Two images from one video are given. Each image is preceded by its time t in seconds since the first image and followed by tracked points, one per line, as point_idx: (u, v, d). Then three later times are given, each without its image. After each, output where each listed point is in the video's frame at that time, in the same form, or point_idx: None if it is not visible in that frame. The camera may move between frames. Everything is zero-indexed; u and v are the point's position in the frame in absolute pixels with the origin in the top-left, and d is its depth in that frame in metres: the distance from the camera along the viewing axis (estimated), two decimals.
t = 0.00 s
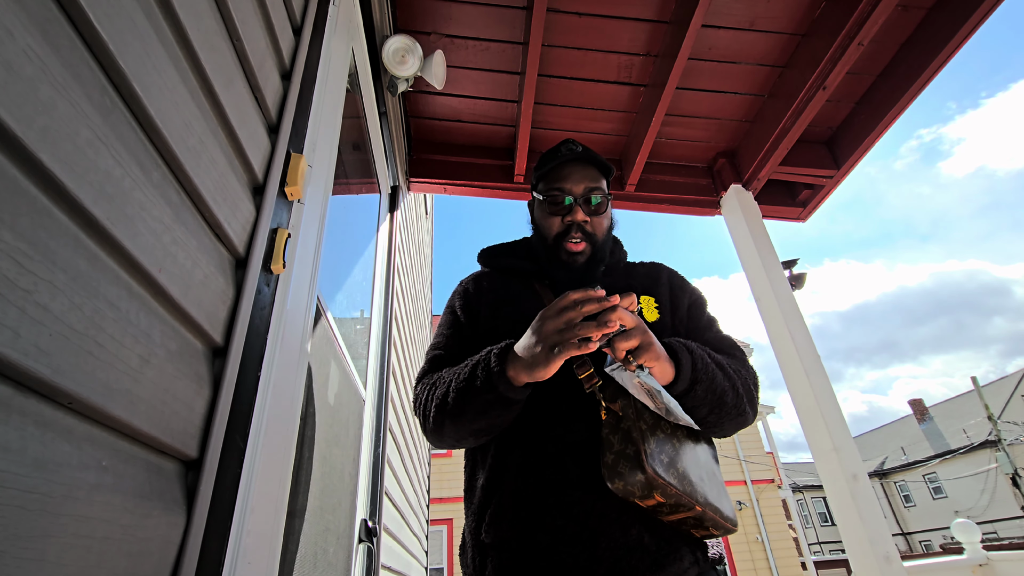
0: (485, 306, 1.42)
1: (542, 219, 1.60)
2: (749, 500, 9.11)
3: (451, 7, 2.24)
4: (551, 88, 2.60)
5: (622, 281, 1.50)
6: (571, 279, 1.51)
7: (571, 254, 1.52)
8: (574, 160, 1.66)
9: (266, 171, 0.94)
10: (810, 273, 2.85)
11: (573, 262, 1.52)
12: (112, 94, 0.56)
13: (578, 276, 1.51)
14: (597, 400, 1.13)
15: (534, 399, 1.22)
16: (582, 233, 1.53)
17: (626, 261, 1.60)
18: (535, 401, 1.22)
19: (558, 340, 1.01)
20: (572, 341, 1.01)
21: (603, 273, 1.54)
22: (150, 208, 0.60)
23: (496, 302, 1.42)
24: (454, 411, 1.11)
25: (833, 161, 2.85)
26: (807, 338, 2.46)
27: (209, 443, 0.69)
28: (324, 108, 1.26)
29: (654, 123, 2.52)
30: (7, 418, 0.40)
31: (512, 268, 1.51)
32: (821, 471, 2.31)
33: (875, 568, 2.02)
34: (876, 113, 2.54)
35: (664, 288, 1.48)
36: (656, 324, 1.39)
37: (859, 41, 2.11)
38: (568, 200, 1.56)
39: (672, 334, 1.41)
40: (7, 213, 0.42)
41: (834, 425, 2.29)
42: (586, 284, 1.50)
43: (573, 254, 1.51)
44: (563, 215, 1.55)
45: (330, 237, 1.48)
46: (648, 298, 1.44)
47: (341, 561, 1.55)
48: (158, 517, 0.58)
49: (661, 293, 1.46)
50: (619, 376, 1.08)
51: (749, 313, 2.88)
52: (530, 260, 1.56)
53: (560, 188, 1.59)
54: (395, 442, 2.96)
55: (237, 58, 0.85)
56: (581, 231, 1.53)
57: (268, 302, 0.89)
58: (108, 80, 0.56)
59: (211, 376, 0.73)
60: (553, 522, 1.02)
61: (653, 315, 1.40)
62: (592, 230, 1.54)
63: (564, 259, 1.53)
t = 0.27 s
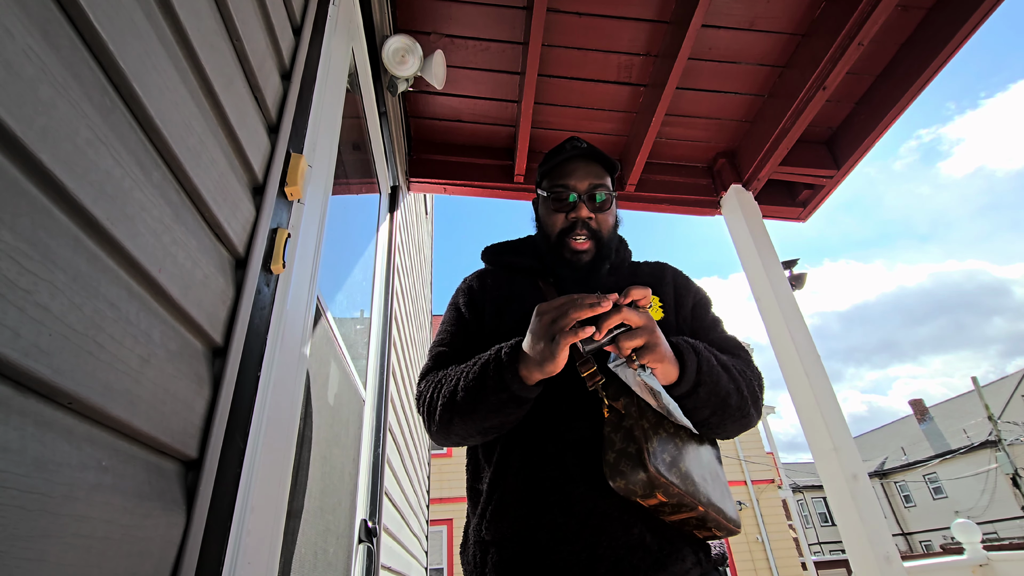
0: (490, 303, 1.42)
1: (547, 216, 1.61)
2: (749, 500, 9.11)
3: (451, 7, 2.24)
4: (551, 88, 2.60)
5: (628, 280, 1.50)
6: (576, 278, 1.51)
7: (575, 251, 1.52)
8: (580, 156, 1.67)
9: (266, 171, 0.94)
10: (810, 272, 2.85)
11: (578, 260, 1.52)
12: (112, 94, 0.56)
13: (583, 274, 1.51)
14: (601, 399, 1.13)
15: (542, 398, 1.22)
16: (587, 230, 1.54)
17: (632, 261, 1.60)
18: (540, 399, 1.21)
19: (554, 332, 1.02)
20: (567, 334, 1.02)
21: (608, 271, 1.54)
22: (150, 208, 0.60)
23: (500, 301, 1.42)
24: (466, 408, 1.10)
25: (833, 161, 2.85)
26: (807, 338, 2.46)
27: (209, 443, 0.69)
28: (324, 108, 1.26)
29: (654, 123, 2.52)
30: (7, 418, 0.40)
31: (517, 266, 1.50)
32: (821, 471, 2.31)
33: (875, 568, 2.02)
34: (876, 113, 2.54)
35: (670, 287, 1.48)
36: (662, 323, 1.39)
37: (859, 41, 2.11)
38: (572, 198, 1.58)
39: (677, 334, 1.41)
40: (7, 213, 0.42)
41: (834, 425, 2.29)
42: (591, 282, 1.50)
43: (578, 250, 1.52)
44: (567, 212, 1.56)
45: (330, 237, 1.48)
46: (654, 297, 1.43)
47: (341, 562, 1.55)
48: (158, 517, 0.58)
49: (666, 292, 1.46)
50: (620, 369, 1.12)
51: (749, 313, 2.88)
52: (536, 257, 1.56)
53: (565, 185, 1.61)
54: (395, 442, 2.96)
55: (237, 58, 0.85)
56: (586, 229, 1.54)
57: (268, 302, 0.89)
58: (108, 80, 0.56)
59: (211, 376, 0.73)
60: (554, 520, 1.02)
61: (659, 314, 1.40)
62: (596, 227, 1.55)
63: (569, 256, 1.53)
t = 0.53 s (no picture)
0: (491, 303, 1.41)
1: (551, 213, 1.60)
2: (749, 500, 9.12)
3: (451, 7, 2.24)
4: (551, 88, 2.60)
5: (630, 279, 1.50)
6: (579, 276, 1.51)
7: (579, 247, 1.53)
8: (585, 154, 1.65)
9: (266, 171, 0.94)
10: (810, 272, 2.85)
11: (581, 255, 1.52)
12: (112, 94, 0.56)
13: (586, 272, 1.51)
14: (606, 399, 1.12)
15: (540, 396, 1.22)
16: (591, 228, 1.53)
17: (634, 259, 1.60)
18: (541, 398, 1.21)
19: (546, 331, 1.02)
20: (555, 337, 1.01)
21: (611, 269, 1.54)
22: (150, 209, 0.60)
23: (501, 299, 1.41)
24: (460, 410, 1.10)
25: (833, 161, 2.85)
26: (807, 338, 2.46)
27: (209, 443, 0.69)
28: (324, 108, 1.26)
29: (654, 123, 2.52)
30: (7, 419, 0.40)
31: (518, 264, 1.50)
32: (821, 471, 2.31)
33: (875, 568, 2.02)
34: (876, 113, 2.53)
35: (672, 287, 1.48)
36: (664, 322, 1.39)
37: (859, 41, 2.11)
38: (577, 195, 1.56)
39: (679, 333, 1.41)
40: (7, 213, 0.42)
41: (835, 425, 2.29)
42: (593, 281, 1.50)
43: (582, 249, 1.52)
44: (572, 210, 1.55)
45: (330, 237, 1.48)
46: (655, 297, 1.43)
47: (341, 561, 1.55)
48: (157, 517, 0.58)
49: (668, 292, 1.46)
50: (631, 377, 1.09)
51: (749, 313, 2.88)
52: (538, 256, 1.56)
53: (570, 182, 1.59)
54: (395, 442, 2.96)
55: (237, 58, 0.85)
56: (591, 227, 1.53)
57: (268, 302, 0.89)
58: (108, 80, 0.56)
59: (211, 376, 0.73)
60: (557, 521, 1.02)
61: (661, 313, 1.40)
62: (601, 225, 1.54)
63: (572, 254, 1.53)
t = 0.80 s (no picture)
0: (490, 301, 1.40)
1: (553, 212, 1.61)
2: (749, 500, 9.12)
3: (451, 7, 2.24)
4: (551, 88, 2.60)
5: (631, 279, 1.49)
6: (579, 276, 1.50)
7: (581, 246, 1.53)
8: (590, 152, 1.66)
9: (266, 171, 0.94)
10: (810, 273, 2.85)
11: (583, 253, 1.53)
12: (112, 94, 0.56)
13: (587, 270, 1.51)
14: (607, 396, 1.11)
15: (536, 393, 1.22)
16: (593, 228, 1.54)
17: (634, 261, 1.59)
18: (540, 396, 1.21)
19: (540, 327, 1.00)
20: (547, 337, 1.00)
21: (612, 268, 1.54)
22: (150, 208, 0.60)
23: (502, 297, 1.40)
24: (450, 399, 1.13)
25: (833, 161, 2.85)
26: (806, 338, 2.46)
27: (210, 443, 0.69)
28: (324, 108, 1.26)
29: (654, 123, 2.52)
30: (7, 419, 0.40)
31: (519, 263, 1.50)
32: (821, 471, 2.31)
33: (875, 568, 2.02)
34: (876, 113, 2.53)
35: (672, 289, 1.48)
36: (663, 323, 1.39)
37: (859, 41, 2.11)
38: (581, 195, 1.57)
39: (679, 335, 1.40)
40: (7, 213, 0.42)
41: (834, 425, 2.29)
42: (593, 281, 1.49)
43: (583, 248, 1.52)
44: (575, 209, 1.56)
45: (330, 237, 1.48)
46: (655, 298, 1.43)
47: (341, 561, 1.55)
48: (157, 517, 0.58)
49: (668, 294, 1.46)
50: (635, 378, 1.08)
51: (749, 313, 2.88)
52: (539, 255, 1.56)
53: (573, 181, 1.60)
54: (395, 442, 2.96)
55: (237, 58, 0.85)
56: (593, 225, 1.54)
57: (268, 302, 0.89)
58: (108, 80, 0.56)
59: (211, 376, 0.73)
60: (558, 520, 1.02)
61: (661, 314, 1.40)
62: (603, 224, 1.55)
63: (574, 252, 1.54)
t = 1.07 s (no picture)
0: (489, 298, 1.40)
1: (550, 207, 1.63)
2: (749, 500, 9.12)
3: (452, 7, 2.24)
4: (551, 88, 2.60)
5: (629, 279, 1.49)
6: (578, 274, 1.50)
7: (577, 240, 1.54)
8: (583, 150, 1.70)
9: (265, 170, 0.94)
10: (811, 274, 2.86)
11: (579, 248, 1.54)
12: (111, 93, 0.56)
13: (583, 264, 1.51)
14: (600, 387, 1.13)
15: (532, 388, 1.22)
16: (588, 221, 1.56)
17: (633, 264, 1.59)
18: (536, 390, 1.21)
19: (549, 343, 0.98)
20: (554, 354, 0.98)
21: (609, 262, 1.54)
22: (149, 208, 0.60)
23: (500, 295, 1.39)
24: (444, 385, 1.14)
25: (833, 161, 2.84)
26: (807, 338, 2.45)
27: (209, 443, 0.69)
28: (324, 107, 1.27)
29: (654, 123, 2.52)
30: (6, 419, 0.40)
31: (518, 262, 1.49)
32: (822, 471, 2.31)
33: (876, 568, 2.01)
34: (877, 113, 2.53)
35: (671, 291, 1.47)
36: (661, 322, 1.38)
37: (860, 41, 2.11)
38: (576, 189, 1.59)
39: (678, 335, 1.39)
40: (7, 213, 0.42)
41: (835, 425, 2.29)
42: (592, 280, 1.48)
43: (579, 240, 1.53)
44: (571, 203, 1.58)
45: (330, 237, 1.48)
46: (654, 297, 1.42)
47: (341, 561, 1.55)
48: (157, 517, 0.58)
49: (667, 294, 1.46)
50: (632, 378, 1.04)
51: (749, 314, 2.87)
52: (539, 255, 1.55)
53: (570, 177, 1.63)
54: (396, 442, 2.96)
55: (237, 58, 0.85)
56: (588, 219, 1.56)
57: (268, 302, 0.89)
58: (107, 79, 0.56)
59: (210, 376, 0.73)
60: (551, 510, 1.02)
61: (659, 313, 1.39)
62: (598, 218, 1.56)
63: (569, 245, 1.55)
